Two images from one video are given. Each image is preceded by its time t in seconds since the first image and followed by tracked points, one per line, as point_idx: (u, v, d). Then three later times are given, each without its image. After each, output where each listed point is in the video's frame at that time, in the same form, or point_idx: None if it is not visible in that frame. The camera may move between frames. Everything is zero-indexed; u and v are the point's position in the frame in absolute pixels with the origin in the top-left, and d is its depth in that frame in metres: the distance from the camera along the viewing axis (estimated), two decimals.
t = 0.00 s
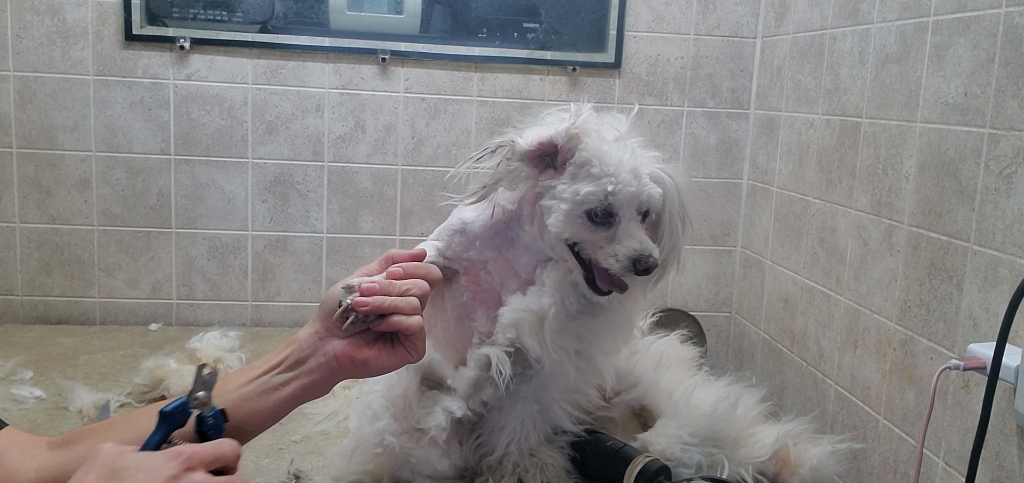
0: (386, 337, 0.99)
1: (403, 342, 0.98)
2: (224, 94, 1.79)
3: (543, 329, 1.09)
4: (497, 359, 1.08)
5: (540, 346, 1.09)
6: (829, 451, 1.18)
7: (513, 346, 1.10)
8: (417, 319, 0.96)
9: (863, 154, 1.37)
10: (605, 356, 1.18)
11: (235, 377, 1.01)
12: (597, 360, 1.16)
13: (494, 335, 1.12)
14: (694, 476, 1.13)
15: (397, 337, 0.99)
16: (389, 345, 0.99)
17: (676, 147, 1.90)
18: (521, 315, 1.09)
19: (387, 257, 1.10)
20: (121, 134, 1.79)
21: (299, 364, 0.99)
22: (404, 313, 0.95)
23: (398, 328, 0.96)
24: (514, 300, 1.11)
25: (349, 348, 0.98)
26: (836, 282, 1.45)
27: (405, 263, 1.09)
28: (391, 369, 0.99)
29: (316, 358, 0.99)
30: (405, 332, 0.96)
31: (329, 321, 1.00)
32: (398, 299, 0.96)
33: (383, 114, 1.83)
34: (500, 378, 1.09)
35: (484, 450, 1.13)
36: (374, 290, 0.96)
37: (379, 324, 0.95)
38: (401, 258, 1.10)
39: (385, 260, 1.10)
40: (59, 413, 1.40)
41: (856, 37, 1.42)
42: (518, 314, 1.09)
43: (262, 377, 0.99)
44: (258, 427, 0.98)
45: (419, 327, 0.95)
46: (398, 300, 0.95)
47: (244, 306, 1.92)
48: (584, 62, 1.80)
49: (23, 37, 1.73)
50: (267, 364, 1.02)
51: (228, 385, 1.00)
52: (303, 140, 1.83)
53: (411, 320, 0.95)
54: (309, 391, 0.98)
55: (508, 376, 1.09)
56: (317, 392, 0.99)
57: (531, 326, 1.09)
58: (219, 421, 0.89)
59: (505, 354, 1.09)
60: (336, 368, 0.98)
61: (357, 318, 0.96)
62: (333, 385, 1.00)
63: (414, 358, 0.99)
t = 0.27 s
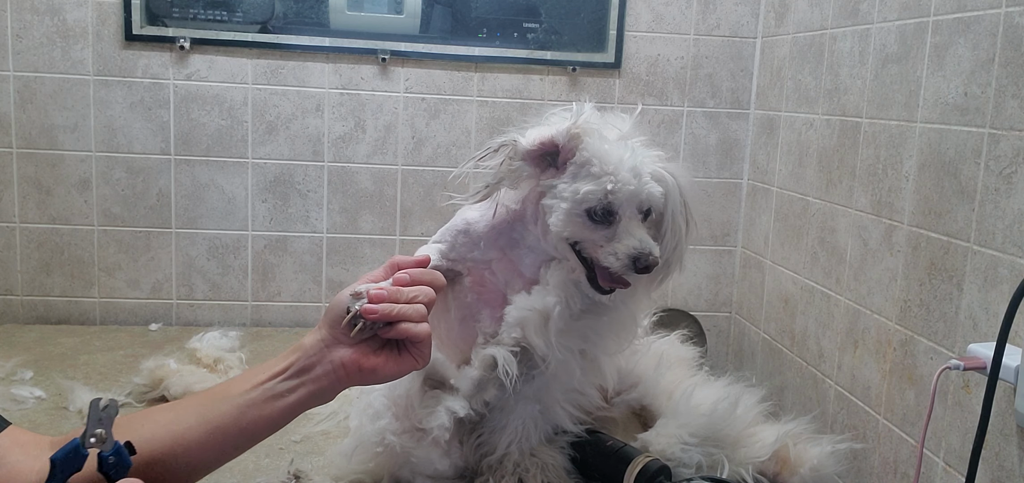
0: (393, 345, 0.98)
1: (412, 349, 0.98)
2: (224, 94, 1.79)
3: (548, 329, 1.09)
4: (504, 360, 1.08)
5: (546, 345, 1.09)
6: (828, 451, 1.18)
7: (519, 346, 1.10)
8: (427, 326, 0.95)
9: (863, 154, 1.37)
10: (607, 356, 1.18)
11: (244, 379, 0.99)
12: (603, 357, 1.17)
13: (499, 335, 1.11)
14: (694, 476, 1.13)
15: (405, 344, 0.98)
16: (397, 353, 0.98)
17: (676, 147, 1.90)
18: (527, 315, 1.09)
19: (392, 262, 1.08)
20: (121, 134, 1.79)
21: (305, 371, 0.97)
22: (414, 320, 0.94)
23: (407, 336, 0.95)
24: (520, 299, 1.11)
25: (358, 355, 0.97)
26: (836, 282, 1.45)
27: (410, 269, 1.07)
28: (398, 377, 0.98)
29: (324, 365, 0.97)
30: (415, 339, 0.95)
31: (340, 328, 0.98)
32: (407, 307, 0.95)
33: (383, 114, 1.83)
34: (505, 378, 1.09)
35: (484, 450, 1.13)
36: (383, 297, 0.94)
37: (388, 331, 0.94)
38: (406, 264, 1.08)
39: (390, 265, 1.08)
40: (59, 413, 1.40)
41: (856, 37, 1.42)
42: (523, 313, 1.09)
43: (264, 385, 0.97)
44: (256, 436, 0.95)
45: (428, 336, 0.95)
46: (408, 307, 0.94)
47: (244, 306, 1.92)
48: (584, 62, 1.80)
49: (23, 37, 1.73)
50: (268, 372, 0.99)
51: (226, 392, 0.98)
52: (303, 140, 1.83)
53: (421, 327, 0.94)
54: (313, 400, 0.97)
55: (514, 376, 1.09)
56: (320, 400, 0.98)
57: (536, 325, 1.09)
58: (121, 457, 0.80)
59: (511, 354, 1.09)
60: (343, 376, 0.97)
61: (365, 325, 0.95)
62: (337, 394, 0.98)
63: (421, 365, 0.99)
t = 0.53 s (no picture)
0: (395, 347, 0.98)
1: (413, 351, 0.98)
2: (224, 94, 1.79)
3: (554, 330, 1.10)
4: (508, 362, 1.08)
5: (551, 346, 1.09)
6: (828, 451, 1.18)
7: (523, 347, 1.10)
8: (428, 328, 0.95)
9: (863, 154, 1.37)
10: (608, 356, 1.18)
11: (242, 382, 0.98)
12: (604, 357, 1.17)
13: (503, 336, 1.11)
14: (694, 476, 1.13)
15: (407, 346, 0.98)
16: (398, 355, 0.98)
17: (676, 147, 1.90)
18: (532, 317, 1.09)
19: (393, 265, 1.08)
20: (121, 135, 1.79)
21: (307, 373, 0.97)
22: (415, 322, 0.95)
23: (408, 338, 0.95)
24: (525, 299, 1.11)
25: (359, 358, 0.97)
26: (836, 282, 1.45)
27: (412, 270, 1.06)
28: (399, 379, 0.98)
29: (325, 367, 0.97)
30: (416, 341, 0.95)
31: (343, 331, 0.98)
32: (409, 310, 0.95)
33: (383, 114, 1.83)
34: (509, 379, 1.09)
35: (484, 450, 1.13)
36: (384, 298, 0.94)
37: (388, 334, 0.95)
38: (408, 266, 1.07)
39: (392, 267, 1.07)
40: (59, 413, 1.40)
41: (856, 37, 1.42)
42: (528, 315, 1.09)
43: (265, 387, 0.97)
44: (256, 438, 0.95)
45: (429, 338, 0.95)
46: (409, 310, 0.95)
47: (244, 307, 1.92)
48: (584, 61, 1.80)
49: (23, 37, 1.73)
50: (269, 373, 0.99)
51: (226, 394, 0.97)
52: (303, 140, 1.83)
53: (422, 330, 0.95)
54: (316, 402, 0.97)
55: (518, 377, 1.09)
56: (322, 403, 0.97)
57: (542, 326, 1.09)
58: None
59: (515, 355, 1.09)
60: (345, 379, 0.97)
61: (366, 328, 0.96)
62: (338, 396, 0.98)
63: (423, 366, 0.99)
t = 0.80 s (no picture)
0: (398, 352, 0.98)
1: (417, 357, 0.97)
2: (224, 94, 1.79)
3: (557, 333, 1.10)
4: (510, 365, 1.08)
5: (554, 349, 1.09)
6: (828, 451, 1.19)
7: (524, 349, 1.10)
8: (432, 335, 0.95)
9: (863, 154, 1.37)
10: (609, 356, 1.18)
11: (244, 385, 0.98)
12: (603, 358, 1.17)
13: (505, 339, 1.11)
14: (694, 476, 1.13)
15: (410, 351, 0.98)
16: (402, 360, 0.98)
17: (676, 147, 1.90)
18: (536, 320, 1.09)
19: (397, 269, 1.08)
20: (120, 134, 1.79)
21: (309, 379, 0.97)
22: (419, 329, 0.94)
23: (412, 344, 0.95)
24: (528, 303, 1.11)
25: (362, 364, 0.96)
26: (836, 282, 1.45)
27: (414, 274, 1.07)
28: (402, 386, 0.98)
29: (328, 374, 0.97)
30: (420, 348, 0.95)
31: (346, 336, 0.97)
32: (413, 316, 0.94)
33: (383, 114, 1.83)
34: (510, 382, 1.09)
35: (484, 451, 1.13)
36: (388, 305, 0.93)
37: (392, 340, 0.94)
38: (410, 271, 1.08)
39: (394, 270, 1.08)
40: (59, 413, 1.40)
41: (856, 37, 1.42)
42: (531, 318, 1.09)
43: (267, 392, 0.96)
44: (257, 443, 0.95)
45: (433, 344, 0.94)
46: (413, 317, 0.94)
47: (244, 307, 1.92)
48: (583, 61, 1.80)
49: (23, 37, 1.73)
50: (271, 377, 0.98)
51: (228, 398, 0.96)
52: (303, 140, 1.83)
53: (426, 336, 0.94)
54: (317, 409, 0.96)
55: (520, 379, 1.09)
56: (324, 409, 0.97)
57: (546, 328, 1.09)
58: None
59: (516, 358, 1.09)
60: (348, 385, 0.96)
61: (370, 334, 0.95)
62: (340, 402, 0.98)
63: (426, 372, 0.99)
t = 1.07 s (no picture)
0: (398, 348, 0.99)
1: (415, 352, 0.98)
2: (224, 94, 1.79)
3: (554, 334, 1.09)
4: (508, 365, 1.08)
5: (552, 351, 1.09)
6: (828, 451, 1.18)
7: (522, 350, 1.10)
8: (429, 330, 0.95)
9: (863, 154, 1.37)
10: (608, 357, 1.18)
11: (243, 384, 0.99)
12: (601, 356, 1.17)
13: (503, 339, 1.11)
14: (694, 476, 1.13)
15: (409, 348, 0.98)
16: (399, 357, 0.98)
17: (676, 147, 1.90)
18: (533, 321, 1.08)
19: (397, 269, 1.08)
20: (120, 134, 1.79)
21: (308, 376, 0.98)
22: (416, 323, 0.95)
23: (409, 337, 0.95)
24: (526, 304, 1.10)
25: (362, 361, 0.98)
26: (836, 282, 1.45)
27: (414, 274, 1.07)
28: (400, 383, 0.98)
29: (327, 370, 0.98)
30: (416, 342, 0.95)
31: (345, 333, 0.99)
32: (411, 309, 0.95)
33: (383, 114, 1.83)
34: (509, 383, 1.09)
35: (484, 451, 1.13)
36: (387, 296, 0.95)
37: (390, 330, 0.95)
38: (410, 270, 1.08)
39: (393, 269, 1.08)
40: (59, 413, 1.40)
41: (856, 37, 1.42)
42: (529, 320, 1.08)
43: (266, 390, 0.97)
44: (256, 441, 0.95)
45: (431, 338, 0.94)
46: (411, 309, 0.95)
47: (244, 307, 1.92)
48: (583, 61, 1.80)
49: (23, 37, 1.73)
50: (268, 376, 0.99)
51: (226, 397, 0.97)
52: (303, 140, 1.83)
53: (423, 330, 0.94)
54: (316, 406, 0.97)
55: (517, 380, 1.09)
56: (323, 406, 0.98)
57: (544, 330, 1.08)
58: None
59: (514, 359, 1.09)
60: (346, 383, 0.97)
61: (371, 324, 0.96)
62: (339, 400, 0.98)
63: (424, 370, 0.98)
